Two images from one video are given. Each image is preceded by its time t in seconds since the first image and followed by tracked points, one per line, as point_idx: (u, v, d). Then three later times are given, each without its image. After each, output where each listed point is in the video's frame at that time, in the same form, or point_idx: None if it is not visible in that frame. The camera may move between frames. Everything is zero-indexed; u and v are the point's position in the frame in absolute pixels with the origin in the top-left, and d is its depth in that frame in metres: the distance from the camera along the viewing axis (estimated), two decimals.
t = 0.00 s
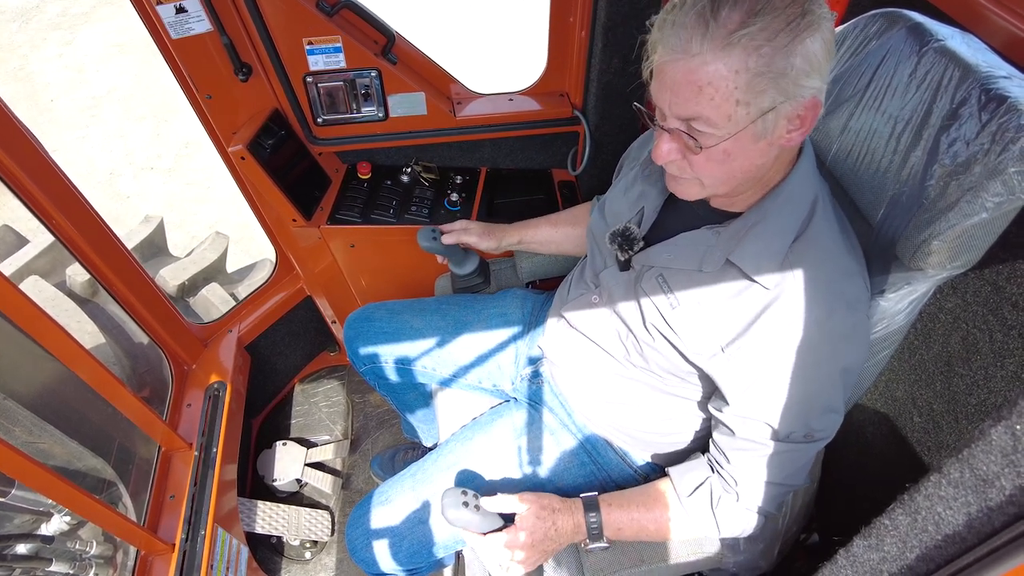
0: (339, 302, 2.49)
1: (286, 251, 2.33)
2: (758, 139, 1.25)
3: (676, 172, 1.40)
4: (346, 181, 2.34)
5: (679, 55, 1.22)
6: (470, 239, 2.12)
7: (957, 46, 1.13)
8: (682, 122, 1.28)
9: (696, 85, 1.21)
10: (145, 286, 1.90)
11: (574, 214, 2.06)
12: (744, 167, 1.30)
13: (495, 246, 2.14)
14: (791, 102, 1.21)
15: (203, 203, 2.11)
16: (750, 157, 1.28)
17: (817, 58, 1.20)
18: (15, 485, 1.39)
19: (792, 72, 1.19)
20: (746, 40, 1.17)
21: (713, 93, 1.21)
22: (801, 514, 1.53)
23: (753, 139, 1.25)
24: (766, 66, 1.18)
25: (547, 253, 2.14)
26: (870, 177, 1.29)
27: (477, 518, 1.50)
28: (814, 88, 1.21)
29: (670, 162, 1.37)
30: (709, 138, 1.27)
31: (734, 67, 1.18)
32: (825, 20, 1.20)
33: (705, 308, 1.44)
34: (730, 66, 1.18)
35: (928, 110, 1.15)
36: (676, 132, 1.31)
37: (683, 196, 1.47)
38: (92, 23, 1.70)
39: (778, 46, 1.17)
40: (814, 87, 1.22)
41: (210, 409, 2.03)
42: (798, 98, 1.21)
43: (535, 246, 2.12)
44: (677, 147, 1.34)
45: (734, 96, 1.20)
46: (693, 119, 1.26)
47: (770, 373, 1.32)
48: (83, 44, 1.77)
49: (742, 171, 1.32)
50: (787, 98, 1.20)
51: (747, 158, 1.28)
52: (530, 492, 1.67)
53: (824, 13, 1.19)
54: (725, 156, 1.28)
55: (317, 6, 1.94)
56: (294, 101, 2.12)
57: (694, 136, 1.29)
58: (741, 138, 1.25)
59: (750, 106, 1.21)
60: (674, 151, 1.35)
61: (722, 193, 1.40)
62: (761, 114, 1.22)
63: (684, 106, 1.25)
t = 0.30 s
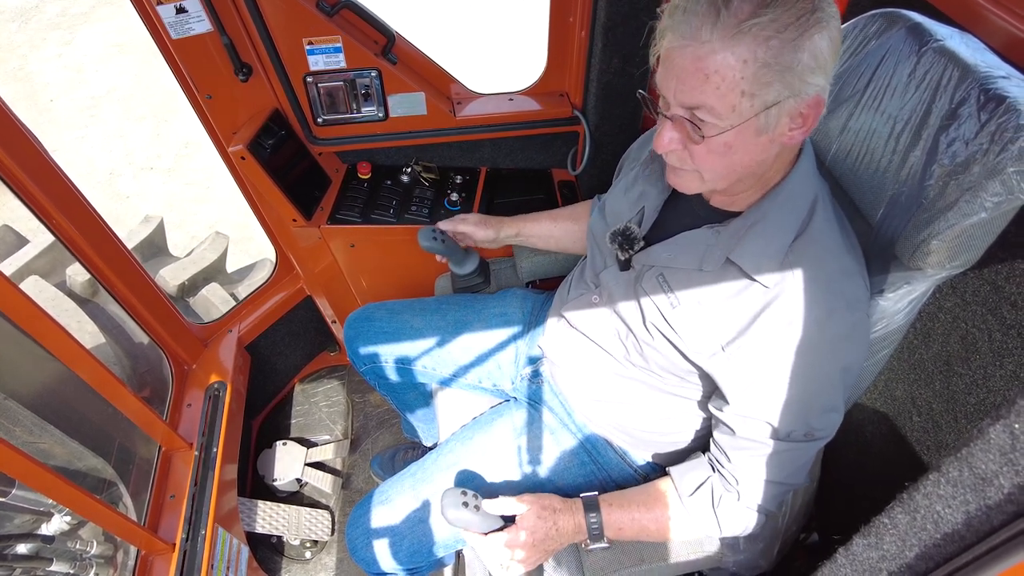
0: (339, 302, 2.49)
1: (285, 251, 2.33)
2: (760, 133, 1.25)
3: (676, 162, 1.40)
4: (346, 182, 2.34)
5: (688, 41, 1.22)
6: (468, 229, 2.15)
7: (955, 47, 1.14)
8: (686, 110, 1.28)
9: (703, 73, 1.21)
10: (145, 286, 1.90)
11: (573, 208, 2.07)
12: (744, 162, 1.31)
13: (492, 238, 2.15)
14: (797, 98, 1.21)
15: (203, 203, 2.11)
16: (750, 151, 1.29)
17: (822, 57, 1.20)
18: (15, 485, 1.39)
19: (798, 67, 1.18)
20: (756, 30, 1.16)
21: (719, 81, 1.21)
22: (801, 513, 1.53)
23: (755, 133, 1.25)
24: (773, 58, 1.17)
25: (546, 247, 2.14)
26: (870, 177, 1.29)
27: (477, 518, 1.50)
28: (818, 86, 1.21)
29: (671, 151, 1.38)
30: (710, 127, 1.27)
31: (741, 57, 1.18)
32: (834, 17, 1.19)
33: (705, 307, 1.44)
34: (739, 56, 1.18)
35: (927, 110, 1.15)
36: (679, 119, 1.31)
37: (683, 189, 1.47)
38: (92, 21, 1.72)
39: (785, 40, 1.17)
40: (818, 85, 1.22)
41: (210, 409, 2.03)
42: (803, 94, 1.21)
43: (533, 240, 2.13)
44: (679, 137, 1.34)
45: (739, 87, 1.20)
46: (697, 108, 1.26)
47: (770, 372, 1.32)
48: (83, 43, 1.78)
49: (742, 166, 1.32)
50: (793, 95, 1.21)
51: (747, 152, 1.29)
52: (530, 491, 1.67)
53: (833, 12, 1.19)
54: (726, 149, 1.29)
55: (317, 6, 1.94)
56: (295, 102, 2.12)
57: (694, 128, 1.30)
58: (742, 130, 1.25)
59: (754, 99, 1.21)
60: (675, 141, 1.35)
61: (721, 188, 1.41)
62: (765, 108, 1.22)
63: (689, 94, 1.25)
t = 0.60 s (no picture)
0: (338, 302, 2.50)
1: (285, 252, 2.33)
2: (766, 128, 1.25)
3: (679, 155, 1.39)
4: (345, 182, 2.34)
5: (702, 28, 1.20)
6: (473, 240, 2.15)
7: (954, 47, 1.14)
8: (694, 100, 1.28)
9: (715, 62, 1.20)
10: (145, 286, 1.90)
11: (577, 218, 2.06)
12: (747, 157, 1.31)
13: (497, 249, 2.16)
14: (805, 94, 1.22)
15: (203, 203, 2.12)
16: (754, 147, 1.28)
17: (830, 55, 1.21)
18: (15, 485, 1.39)
19: (809, 61, 1.19)
20: (770, 21, 1.16)
21: (730, 71, 1.20)
22: (800, 512, 1.54)
23: (761, 127, 1.25)
24: (788, 51, 1.17)
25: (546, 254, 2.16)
26: (868, 177, 1.29)
27: (476, 518, 1.50)
28: (825, 84, 1.22)
29: (675, 143, 1.37)
30: (718, 118, 1.26)
31: (754, 48, 1.17)
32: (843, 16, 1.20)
33: (704, 306, 1.44)
34: (751, 47, 1.17)
35: (925, 110, 1.15)
36: (687, 109, 1.30)
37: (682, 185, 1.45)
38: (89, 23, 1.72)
39: (798, 34, 1.17)
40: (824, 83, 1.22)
41: (209, 408, 2.04)
42: (811, 91, 1.22)
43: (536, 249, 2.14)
44: (684, 128, 1.33)
45: (750, 78, 1.19)
46: (706, 98, 1.25)
47: (769, 371, 1.32)
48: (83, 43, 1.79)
49: (744, 162, 1.32)
50: (802, 90, 1.21)
51: (751, 147, 1.29)
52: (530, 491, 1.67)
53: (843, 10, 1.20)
54: (730, 142, 1.28)
55: (317, 7, 1.95)
56: (294, 103, 2.13)
57: (701, 119, 1.28)
58: (749, 122, 1.24)
59: (763, 91, 1.20)
60: (680, 132, 1.34)
61: (722, 183, 1.41)
62: (773, 102, 1.22)
63: (696, 84, 1.25)
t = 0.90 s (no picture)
0: (339, 302, 2.50)
1: (285, 252, 2.33)
2: (777, 130, 1.26)
3: (687, 155, 1.39)
4: (345, 182, 2.35)
5: (718, 26, 1.21)
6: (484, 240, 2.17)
7: (953, 48, 1.14)
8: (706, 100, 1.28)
9: (730, 61, 1.21)
10: (146, 286, 1.90)
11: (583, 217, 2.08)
12: (756, 158, 1.31)
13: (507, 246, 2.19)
14: (818, 97, 1.22)
15: (204, 203, 2.12)
16: (765, 149, 1.29)
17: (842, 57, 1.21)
18: (16, 485, 1.40)
19: (824, 63, 1.19)
20: (789, 21, 1.17)
21: (746, 71, 1.20)
22: (799, 512, 1.54)
23: (772, 129, 1.26)
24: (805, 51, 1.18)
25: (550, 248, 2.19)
26: (868, 177, 1.30)
27: (476, 517, 1.51)
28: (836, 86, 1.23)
29: (682, 143, 1.37)
30: (731, 118, 1.26)
31: (771, 49, 1.18)
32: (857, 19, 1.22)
33: (705, 307, 1.45)
34: (768, 47, 1.18)
35: (924, 110, 1.16)
36: (698, 107, 1.30)
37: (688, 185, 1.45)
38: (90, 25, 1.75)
39: (814, 35, 1.17)
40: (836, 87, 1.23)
41: (210, 408, 2.04)
42: (823, 94, 1.22)
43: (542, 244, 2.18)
44: (695, 128, 1.33)
45: (765, 79, 1.20)
46: (719, 97, 1.25)
47: (770, 371, 1.33)
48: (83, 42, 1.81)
49: (753, 163, 1.33)
50: (816, 93, 1.22)
51: (761, 148, 1.29)
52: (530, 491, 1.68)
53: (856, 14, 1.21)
54: (742, 142, 1.28)
55: (317, 7, 1.95)
56: (295, 103, 2.13)
57: (713, 119, 1.28)
58: (761, 124, 1.25)
59: (779, 92, 1.21)
60: (690, 132, 1.34)
61: (727, 183, 1.41)
62: (785, 104, 1.22)
63: (711, 84, 1.25)
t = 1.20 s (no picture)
0: (338, 301, 2.51)
1: (285, 252, 2.33)
2: (779, 128, 1.25)
3: (689, 153, 1.39)
4: (345, 182, 2.35)
5: (722, 24, 1.20)
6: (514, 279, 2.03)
7: (953, 47, 1.14)
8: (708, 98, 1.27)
9: (732, 60, 1.20)
10: (146, 287, 1.90)
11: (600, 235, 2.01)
12: (758, 157, 1.31)
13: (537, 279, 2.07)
14: (819, 95, 1.22)
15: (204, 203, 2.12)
16: (766, 147, 1.29)
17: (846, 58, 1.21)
18: (16, 485, 1.39)
19: (826, 62, 1.19)
20: (791, 20, 1.16)
21: (749, 69, 1.20)
22: (800, 511, 1.54)
23: (774, 128, 1.25)
24: (807, 50, 1.17)
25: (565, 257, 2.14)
26: (869, 176, 1.30)
27: (477, 518, 1.50)
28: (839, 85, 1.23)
29: (684, 140, 1.37)
30: (731, 117, 1.26)
31: (773, 47, 1.17)
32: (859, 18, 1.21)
33: (706, 307, 1.45)
34: (769, 46, 1.17)
35: (925, 110, 1.15)
36: (700, 105, 1.29)
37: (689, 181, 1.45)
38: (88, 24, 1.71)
39: (818, 34, 1.17)
40: (838, 86, 1.23)
41: (210, 409, 2.03)
42: (825, 93, 1.22)
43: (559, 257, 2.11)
44: (696, 125, 1.33)
45: (766, 78, 1.19)
46: (720, 95, 1.25)
47: (771, 371, 1.32)
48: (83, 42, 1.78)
49: (755, 161, 1.32)
50: (817, 91, 1.21)
51: (763, 147, 1.29)
52: (531, 491, 1.67)
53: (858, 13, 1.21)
54: (744, 140, 1.28)
55: (317, 7, 1.95)
56: (295, 103, 2.13)
57: (715, 116, 1.28)
58: (762, 122, 1.24)
59: (780, 91, 1.20)
60: (692, 129, 1.34)
61: (729, 182, 1.41)
62: (787, 103, 1.22)
63: (713, 81, 1.24)
